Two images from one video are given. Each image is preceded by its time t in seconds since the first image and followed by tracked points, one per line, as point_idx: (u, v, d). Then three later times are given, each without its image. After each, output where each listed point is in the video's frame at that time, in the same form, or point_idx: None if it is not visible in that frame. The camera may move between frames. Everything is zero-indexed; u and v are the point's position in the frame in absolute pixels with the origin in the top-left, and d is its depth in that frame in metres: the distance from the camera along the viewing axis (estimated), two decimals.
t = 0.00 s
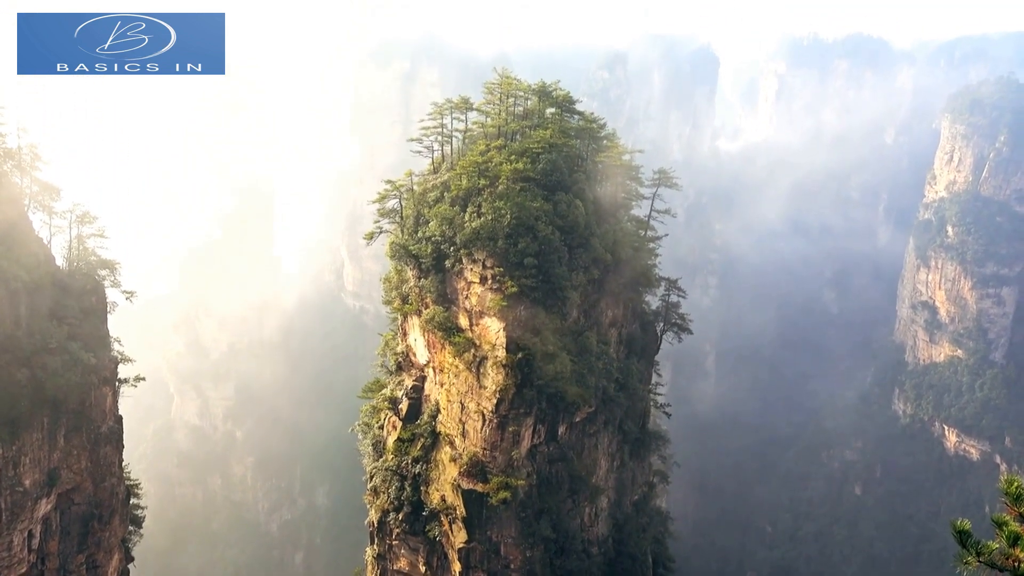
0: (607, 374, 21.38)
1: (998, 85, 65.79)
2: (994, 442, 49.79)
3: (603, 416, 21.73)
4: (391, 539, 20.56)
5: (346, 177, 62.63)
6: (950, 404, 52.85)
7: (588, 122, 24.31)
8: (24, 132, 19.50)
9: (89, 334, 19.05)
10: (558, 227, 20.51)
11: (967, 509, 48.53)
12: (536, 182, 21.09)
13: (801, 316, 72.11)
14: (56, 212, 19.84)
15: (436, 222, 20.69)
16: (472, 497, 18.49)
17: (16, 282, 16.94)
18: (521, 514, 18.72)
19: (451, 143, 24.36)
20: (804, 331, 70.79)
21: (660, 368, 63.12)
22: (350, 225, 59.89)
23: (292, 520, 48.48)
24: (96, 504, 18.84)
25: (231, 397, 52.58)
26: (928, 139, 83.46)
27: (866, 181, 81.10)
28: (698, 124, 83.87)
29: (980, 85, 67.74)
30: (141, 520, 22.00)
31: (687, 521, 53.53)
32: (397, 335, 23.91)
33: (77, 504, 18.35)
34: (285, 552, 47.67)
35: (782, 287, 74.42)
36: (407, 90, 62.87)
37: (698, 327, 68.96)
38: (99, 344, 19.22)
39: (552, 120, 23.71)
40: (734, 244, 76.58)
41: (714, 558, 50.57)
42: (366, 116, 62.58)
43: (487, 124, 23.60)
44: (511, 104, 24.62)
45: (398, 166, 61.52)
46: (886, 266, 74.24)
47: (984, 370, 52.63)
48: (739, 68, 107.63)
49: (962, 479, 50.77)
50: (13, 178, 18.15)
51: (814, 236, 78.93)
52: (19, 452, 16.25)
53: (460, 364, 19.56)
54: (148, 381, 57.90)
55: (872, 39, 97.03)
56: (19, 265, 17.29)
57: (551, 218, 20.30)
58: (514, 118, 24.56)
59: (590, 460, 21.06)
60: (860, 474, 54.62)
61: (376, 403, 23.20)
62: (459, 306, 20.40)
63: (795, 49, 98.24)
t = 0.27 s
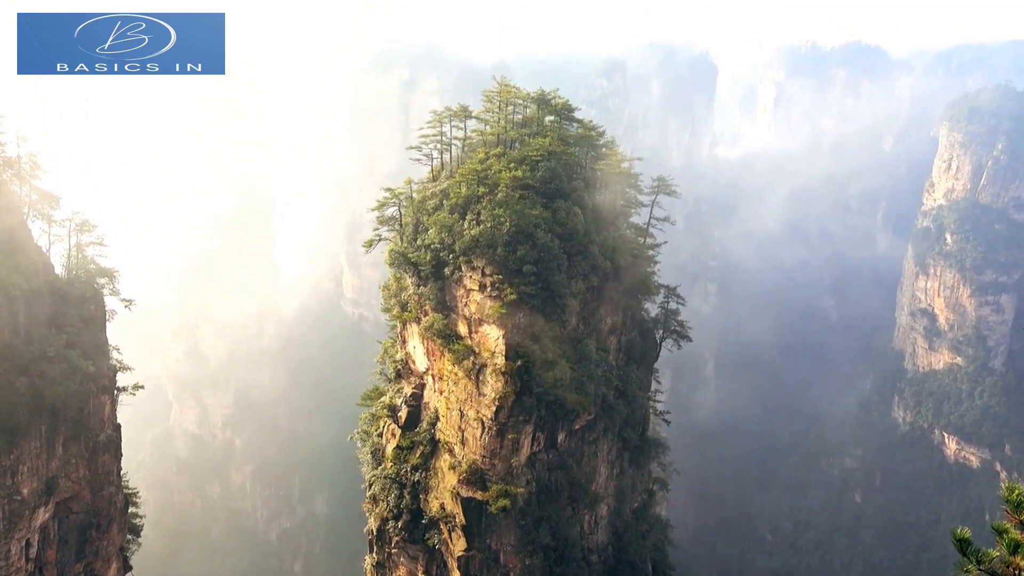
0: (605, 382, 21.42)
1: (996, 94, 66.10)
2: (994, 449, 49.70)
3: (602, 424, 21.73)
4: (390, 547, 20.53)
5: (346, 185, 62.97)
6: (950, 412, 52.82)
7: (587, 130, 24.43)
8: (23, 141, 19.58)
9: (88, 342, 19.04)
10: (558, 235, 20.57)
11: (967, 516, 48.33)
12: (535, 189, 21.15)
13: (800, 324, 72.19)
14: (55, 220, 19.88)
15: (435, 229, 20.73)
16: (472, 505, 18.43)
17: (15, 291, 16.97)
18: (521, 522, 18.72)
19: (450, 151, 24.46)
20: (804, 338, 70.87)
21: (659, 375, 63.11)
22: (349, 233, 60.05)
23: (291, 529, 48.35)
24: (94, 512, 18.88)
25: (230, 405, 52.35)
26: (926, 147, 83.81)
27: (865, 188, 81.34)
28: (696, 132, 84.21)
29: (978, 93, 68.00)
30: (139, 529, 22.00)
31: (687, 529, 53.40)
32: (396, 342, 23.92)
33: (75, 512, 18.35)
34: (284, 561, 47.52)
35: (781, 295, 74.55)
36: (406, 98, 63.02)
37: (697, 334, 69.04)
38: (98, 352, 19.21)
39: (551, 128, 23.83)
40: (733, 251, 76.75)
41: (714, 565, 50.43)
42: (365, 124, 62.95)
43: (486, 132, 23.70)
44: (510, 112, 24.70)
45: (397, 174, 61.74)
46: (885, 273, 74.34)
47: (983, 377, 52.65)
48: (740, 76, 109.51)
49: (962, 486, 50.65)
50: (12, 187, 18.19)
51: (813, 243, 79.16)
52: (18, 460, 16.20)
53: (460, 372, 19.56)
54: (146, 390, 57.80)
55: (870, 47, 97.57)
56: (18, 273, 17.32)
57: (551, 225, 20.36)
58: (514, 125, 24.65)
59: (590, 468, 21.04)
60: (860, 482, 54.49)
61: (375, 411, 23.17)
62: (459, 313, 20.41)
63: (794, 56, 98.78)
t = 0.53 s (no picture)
0: (605, 387, 21.44)
1: (994, 98, 66.27)
2: (994, 453, 49.57)
3: (603, 429, 21.73)
4: (390, 554, 20.48)
5: (346, 191, 63.14)
6: (950, 416, 52.73)
7: (586, 136, 24.50)
8: (24, 148, 19.64)
9: (87, 348, 19.04)
10: (557, 240, 20.60)
11: (968, 521, 48.16)
12: (535, 195, 21.19)
13: (800, 328, 72.18)
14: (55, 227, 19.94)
15: (435, 235, 20.76)
16: (472, 511, 18.41)
17: (14, 297, 16.99)
18: (521, 528, 18.69)
19: (450, 157, 24.52)
20: (804, 343, 70.90)
21: (660, 381, 63.15)
22: (349, 239, 60.13)
23: (291, 535, 48.20)
24: (94, 519, 18.84)
25: (229, 411, 52.26)
26: (925, 151, 84.02)
27: (864, 193, 81.52)
28: (695, 137, 84.47)
29: (976, 97, 68.13)
30: (139, 536, 21.94)
31: (687, 535, 53.28)
32: (396, 348, 23.93)
33: (74, 520, 18.31)
34: (283, 568, 47.33)
35: (780, 300, 74.57)
36: (405, 103, 63.16)
37: (697, 339, 69.10)
38: (98, 359, 19.22)
39: (551, 134, 23.88)
40: (732, 255, 76.80)
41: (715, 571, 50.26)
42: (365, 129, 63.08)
43: (485, 138, 23.75)
44: (510, 117, 24.76)
45: (397, 179, 61.90)
46: (885, 276, 74.42)
47: (983, 382, 52.59)
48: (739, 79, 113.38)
49: (963, 491, 50.50)
50: (12, 194, 18.24)
51: (812, 247, 79.26)
52: (17, 467, 16.17)
53: (459, 378, 19.55)
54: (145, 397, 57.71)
55: (869, 52, 97.86)
56: (18, 280, 17.34)
57: (550, 230, 20.39)
58: (513, 131, 24.70)
59: (590, 473, 21.02)
60: (861, 486, 54.32)
61: (375, 417, 23.15)
62: (459, 319, 20.42)
63: (792, 61, 99.21)
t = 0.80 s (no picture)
0: (605, 394, 21.44)
1: (993, 105, 66.51)
2: (995, 460, 49.66)
3: (603, 436, 21.73)
4: (389, 561, 20.42)
5: (346, 198, 63.23)
6: (951, 423, 52.65)
7: (586, 143, 24.57)
8: (24, 157, 19.72)
9: (86, 355, 19.04)
10: (557, 246, 20.63)
11: (970, 528, 48.00)
12: (535, 202, 21.23)
13: (801, 334, 72.14)
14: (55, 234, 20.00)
15: (435, 242, 20.79)
16: (472, 519, 18.36)
17: (14, 305, 17.00)
18: (521, 535, 18.66)
19: (450, 164, 24.56)
20: (804, 349, 70.90)
21: (660, 387, 63.46)
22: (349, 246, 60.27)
23: (291, 543, 48.06)
24: (93, 527, 18.79)
25: (229, 418, 52.17)
26: (924, 157, 84.30)
27: (864, 199, 81.65)
28: (695, 143, 84.79)
29: (975, 103, 68.34)
30: (138, 544, 21.79)
31: (688, 542, 53.12)
32: (396, 355, 23.93)
33: (72, 527, 18.26)
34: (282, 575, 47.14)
35: (780, 306, 74.64)
36: (405, 110, 63.34)
37: (697, 345, 69.15)
38: (97, 366, 19.23)
39: (550, 140, 23.95)
40: (732, 261, 76.86)
41: None
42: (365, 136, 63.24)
43: (485, 145, 23.81)
44: (509, 124, 24.83)
45: (397, 186, 62.07)
46: (884, 283, 74.52)
47: (984, 388, 52.54)
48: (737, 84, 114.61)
49: (963, 498, 50.33)
50: (12, 202, 18.29)
51: (812, 254, 79.38)
52: (15, 475, 16.14)
53: (459, 384, 19.54)
54: (145, 404, 57.58)
55: (868, 58, 98.12)
56: (18, 287, 17.36)
57: (550, 237, 20.43)
58: (513, 138, 24.75)
59: (590, 480, 21.01)
60: (861, 493, 54.11)
61: (375, 424, 23.12)
62: (458, 326, 20.43)
63: (791, 68, 99.54)
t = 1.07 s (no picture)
0: (605, 401, 21.44)
1: (991, 112, 66.77)
2: (996, 467, 49.27)
3: (603, 444, 21.70)
4: (389, 570, 20.35)
5: (346, 206, 63.32)
6: (952, 430, 52.48)
7: (586, 151, 24.67)
8: (25, 165, 19.81)
9: (86, 363, 19.04)
10: (557, 254, 20.68)
11: (971, 536, 47.72)
12: (534, 210, 21.27)
13: (801, 341, 72.09)
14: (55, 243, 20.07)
15: (435, 250, 20.83)
16: (472, 527, 18.32)
17: (13, 313, 16.99)
18: (521, 543, 18.61)
19: (450, 172, 24.62)
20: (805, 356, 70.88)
21: (660, 396, 63.84)
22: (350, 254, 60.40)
23: (290, 551, 47.80)
24: (91, 536, 18.74)
25: (228, 427, 52.04)
26: (923, 165, 84.60)
27: (863, 206, 81.83)
28: (694, 152, 85.16)
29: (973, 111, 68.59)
30: (138, 553, 21.77)
31: (690, 551, 52.89)
32: (396, 363, 23.93)
33: (72, 536, 18.21)
34: None
35: (781, 313, 74.55)
36: (406, 118, 63.56)
37: (698, 353, 69.20)
38: (97, 374, 19.23)
39: (550, 149, 24.04)
40: (732, 268, 76.92)
41: None
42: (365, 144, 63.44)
43: (485, 153, 23.89)
44: (509, 133, 24.93)
45: (397, 194, 62.25)
46: (884, 290, 74.56)
47: (984, 395, 52.43)
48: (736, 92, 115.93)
49: (965, 505, 50.04)
50: (13, 210, 18.33)
51: (812, 261, 79.46)
52: (15, 483, 16.10)
53: (459, 393, 19.52)
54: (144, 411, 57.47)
55: (866, 66, 98.53)
56: (18, 295, 17.36)
57: (550, 245, 20.48)
58: (513, 146, 24.84)
59: (590, 488, 20.99)
60: (862, 501, 53.85)
61: (375, 432, 23.09)
62: (458, 334, 20.44)
63: (791, 76, 99.89)
